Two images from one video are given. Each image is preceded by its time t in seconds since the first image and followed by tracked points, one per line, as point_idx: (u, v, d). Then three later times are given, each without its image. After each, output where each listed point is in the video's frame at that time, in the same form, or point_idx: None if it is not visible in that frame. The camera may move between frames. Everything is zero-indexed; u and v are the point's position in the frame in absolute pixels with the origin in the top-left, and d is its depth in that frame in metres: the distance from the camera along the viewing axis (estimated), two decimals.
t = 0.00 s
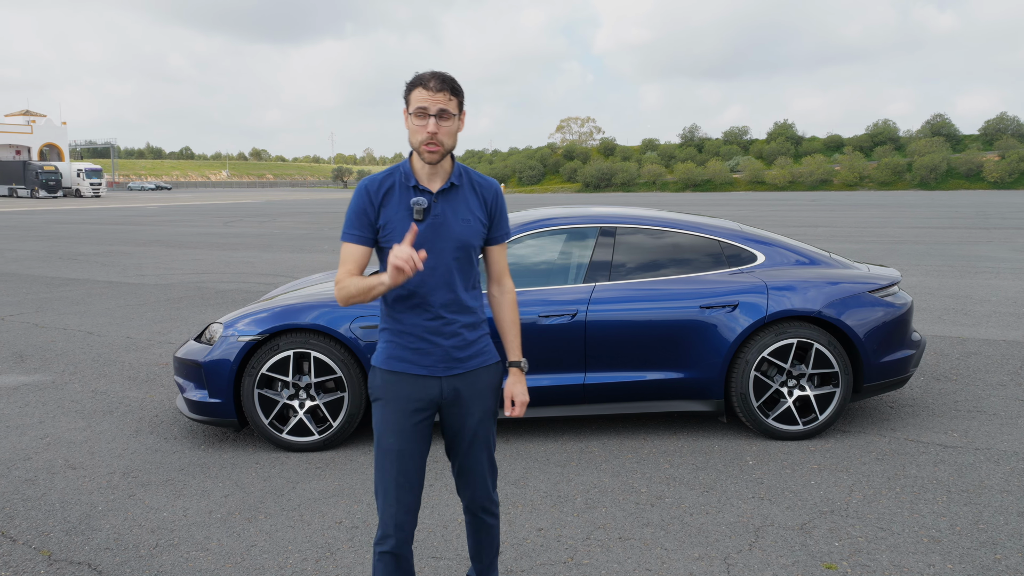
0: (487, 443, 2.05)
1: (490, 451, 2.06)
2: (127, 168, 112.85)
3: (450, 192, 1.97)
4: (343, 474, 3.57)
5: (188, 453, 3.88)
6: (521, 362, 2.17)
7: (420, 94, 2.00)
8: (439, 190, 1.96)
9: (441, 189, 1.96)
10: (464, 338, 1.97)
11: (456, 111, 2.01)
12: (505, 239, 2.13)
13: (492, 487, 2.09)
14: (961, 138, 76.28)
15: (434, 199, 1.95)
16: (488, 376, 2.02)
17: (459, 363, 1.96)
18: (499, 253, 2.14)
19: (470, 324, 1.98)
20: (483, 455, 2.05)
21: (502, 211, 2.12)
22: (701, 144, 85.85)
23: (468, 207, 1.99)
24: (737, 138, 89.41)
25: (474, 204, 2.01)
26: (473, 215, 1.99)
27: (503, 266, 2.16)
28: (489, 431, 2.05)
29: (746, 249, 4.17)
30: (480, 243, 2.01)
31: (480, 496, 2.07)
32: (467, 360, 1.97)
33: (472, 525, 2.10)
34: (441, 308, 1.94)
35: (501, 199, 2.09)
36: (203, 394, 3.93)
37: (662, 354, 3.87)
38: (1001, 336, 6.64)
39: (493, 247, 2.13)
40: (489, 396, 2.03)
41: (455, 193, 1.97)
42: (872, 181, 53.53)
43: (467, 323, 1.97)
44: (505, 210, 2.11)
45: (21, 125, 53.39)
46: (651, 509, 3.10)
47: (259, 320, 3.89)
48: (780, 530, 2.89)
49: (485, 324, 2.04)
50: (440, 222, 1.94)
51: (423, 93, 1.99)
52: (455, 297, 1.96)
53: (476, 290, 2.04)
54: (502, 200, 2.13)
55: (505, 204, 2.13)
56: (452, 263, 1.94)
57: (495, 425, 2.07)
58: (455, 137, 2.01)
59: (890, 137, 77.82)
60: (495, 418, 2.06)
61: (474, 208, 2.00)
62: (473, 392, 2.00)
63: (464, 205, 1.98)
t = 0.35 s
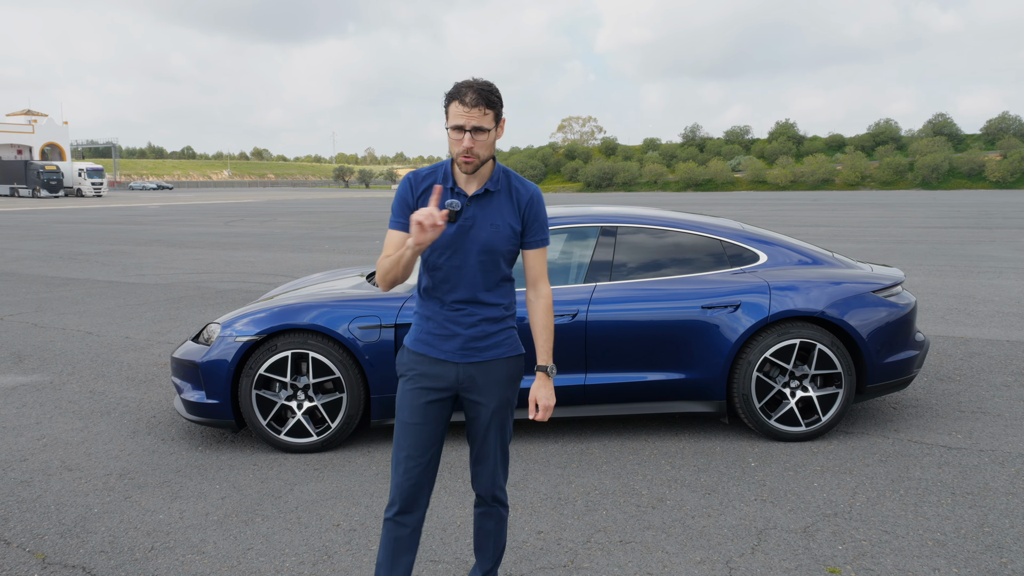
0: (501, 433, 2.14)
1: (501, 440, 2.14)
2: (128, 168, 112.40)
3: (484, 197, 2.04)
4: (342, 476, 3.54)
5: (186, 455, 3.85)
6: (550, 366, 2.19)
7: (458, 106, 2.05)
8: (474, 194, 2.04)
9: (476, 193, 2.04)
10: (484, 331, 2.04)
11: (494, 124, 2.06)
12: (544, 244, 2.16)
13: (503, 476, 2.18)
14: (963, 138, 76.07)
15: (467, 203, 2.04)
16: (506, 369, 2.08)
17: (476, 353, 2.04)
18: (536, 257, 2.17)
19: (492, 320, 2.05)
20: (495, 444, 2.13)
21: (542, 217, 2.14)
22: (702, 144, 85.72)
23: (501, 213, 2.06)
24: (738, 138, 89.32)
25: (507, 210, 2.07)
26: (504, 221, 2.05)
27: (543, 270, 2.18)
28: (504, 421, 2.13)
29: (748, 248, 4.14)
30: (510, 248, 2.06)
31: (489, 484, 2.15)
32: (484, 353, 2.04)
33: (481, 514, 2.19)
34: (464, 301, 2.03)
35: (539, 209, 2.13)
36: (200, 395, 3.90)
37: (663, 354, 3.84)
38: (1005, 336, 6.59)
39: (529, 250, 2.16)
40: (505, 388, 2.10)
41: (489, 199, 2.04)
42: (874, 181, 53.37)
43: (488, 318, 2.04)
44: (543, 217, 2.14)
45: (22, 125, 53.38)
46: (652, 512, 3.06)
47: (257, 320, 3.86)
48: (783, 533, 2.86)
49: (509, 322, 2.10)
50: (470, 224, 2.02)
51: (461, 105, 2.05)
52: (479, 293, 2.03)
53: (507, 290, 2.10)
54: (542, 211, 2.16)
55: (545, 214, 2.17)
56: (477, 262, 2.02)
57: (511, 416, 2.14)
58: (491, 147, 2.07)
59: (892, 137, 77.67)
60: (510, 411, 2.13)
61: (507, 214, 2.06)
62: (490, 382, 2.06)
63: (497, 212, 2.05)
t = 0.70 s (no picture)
0: (495, 436, 2.14)
1: (498, 440, 2.14)
2: (127, 168, 112.02)
3: (487, 196, 2.07)
4: (339, 481, 3.47)
5: (181, 459, 3.78)
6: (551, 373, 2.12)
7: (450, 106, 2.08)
8: (478, 192, 2.09)
9: (479, 192, 2.09)
10: (479, 331, 2.10)
11: (478, 120, 2.03)
12: (553, 248, 2.07)
13: (500, 481, 2.16)
14: (965, 138, 75.94)
15: (471, 201, 2.10)
16: (500, 370, 2.10)
17: (469, 351, 2.10)
18: (544, 260, 2.07)
19: (487, 320, 2.09)
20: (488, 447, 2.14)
21: (552, 220, 2.07)
22: (703, 143, 85.61)
23: (503, 214, 2.06)
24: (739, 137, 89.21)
25: (509, 211, 2.06)
26: (503, 222, 2.05)
27: (551, 274, 2.08)
28: (496, 425, 2.13)
29: (753, 249, 4.07)
30: (509, 248, 2.07)
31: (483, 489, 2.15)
32: (476, 353, 2.10)
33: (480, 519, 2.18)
34: (461, 299, 2.11)
35: (546, 211, 2.05)
36: (195, 398, 3.83)
37: (667, 357, 3.77)
38: (1011, 337, 6.52)
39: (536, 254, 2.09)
40: (495, 389, 2.11)
41: (491, 198, 2.07)
42: (875, 180, 53.27)
43: (482, 319, 2.09)
44: (552, 220, 2.06)
45: (22, 124, 53.32)
46: (656, 519, 2.99)
47: (253, 322, 3.79)
48: (791, 541, 2.79)
49: (510, 324, 2.11)
50: (471, 222, 2.09)
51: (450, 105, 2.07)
52: (478, 293, 2.10)
53: (509, 292, 2.10)
54: (554, 213, 2.08)
55: (556, 216, 2.08)
56: (474, 262, 2.08)
57: (507, 419, 2.14)
58: (483, 143, 2.04)
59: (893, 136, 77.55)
60: (508, 413, 2.13)
61: (508, 215, 2.06)
62: (482, 382, 2.11)
63: (497, 212, 2.06)
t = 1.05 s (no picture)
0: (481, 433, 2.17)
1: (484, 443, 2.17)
2: (130, 167, 112.18)
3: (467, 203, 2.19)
4: (337, 487, 3.39)
5: (176, 464, 3.70)
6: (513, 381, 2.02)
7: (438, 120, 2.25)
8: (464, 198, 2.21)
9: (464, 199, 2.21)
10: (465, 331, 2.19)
11: (430, 135, 2.16)
12: (509, 250, 2.00)
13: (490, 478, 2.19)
14: (966, 137, 75.83)
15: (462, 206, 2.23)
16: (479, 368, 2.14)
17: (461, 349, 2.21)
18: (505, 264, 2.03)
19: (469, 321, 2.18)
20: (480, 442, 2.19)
21: (507, 222, 2.01)
22: (704, 143, 85.51)
23: (473, 218, 2.13)
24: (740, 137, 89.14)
25: (476, 216, 2.11)
26: (470, 226, 2.13)
27: (511, 277, 2.01)
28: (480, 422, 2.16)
29: (760, 250, 3.99)
30: (478, 251, 2.12)
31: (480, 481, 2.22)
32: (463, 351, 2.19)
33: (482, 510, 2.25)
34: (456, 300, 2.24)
35: (499, 213, 2.02)
36: (191, 403, 3.75)
37: (673, 361, 3.69)
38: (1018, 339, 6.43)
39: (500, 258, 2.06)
40: (476, 385, 2.14)
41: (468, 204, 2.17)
42: (876, 180, 53.16)
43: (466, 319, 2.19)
44: (506, 222, 2.01)
45: (22, 124, 53.22)
46: (663, 528, 2.91)
47: (250, 324, 3.71)
48: (802, 552, 2.71)
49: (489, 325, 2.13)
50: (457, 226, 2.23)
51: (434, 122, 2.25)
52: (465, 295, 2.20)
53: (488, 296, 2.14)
54: (512, 214, 2.02)
55: (512, 217, 2.02)
56: (461, 265, 2.21)
57: (489, 417, 2.14)
58: (445, 154, 2.16)
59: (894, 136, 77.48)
60: (489, 411, 2.13)
61: (475, 219, 2.12)
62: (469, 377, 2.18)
63: (470, 217, 2.15)
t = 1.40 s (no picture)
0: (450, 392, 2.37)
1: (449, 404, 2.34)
2: (131, 167, 112.08)
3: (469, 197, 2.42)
4: (336, 493, 3.33)
5: (173, 469, 3.64)
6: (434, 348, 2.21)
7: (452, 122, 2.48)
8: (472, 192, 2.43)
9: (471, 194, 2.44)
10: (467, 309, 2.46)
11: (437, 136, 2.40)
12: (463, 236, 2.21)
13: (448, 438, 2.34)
14: (968, 137, 75.72)
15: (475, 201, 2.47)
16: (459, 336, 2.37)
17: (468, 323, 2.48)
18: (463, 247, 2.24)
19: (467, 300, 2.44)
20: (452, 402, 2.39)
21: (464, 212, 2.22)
22: (705, 142, 85.43)
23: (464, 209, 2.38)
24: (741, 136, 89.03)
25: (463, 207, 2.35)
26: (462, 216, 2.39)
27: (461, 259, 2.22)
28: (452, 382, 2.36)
29: (766, 250, 3.92)
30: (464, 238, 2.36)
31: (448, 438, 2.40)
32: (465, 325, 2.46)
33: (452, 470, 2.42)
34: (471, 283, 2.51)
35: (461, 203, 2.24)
36: (187, 406, 3.69)
37: (679, 363, 3.62)
38: None
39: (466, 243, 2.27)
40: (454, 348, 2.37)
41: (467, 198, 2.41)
42: (879, 180, 53.06)
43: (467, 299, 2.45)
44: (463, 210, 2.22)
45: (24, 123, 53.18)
46: (669, 535, 2.84)
47: (248, 326, 3.64)
48: (812, 560, 2.64)
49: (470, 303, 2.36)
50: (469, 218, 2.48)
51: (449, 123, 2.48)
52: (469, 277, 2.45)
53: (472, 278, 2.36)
54: (469, 203, 2.21)
55: (466, 206, 2.21)
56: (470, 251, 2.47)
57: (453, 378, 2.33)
58: (451, 152, 2.39)
59: (895, 135, 77.37)
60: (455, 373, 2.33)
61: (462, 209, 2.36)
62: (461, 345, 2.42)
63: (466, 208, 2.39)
